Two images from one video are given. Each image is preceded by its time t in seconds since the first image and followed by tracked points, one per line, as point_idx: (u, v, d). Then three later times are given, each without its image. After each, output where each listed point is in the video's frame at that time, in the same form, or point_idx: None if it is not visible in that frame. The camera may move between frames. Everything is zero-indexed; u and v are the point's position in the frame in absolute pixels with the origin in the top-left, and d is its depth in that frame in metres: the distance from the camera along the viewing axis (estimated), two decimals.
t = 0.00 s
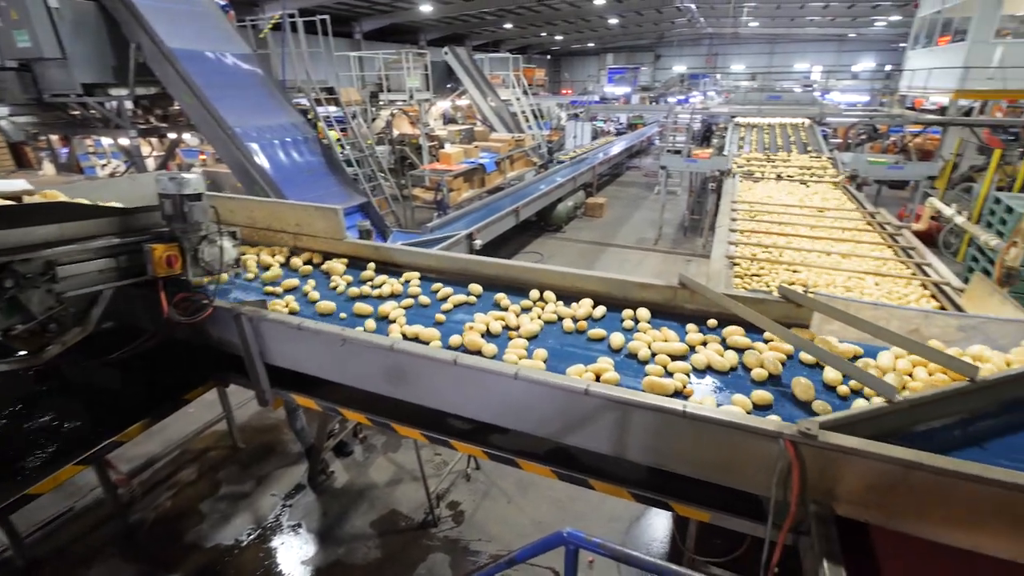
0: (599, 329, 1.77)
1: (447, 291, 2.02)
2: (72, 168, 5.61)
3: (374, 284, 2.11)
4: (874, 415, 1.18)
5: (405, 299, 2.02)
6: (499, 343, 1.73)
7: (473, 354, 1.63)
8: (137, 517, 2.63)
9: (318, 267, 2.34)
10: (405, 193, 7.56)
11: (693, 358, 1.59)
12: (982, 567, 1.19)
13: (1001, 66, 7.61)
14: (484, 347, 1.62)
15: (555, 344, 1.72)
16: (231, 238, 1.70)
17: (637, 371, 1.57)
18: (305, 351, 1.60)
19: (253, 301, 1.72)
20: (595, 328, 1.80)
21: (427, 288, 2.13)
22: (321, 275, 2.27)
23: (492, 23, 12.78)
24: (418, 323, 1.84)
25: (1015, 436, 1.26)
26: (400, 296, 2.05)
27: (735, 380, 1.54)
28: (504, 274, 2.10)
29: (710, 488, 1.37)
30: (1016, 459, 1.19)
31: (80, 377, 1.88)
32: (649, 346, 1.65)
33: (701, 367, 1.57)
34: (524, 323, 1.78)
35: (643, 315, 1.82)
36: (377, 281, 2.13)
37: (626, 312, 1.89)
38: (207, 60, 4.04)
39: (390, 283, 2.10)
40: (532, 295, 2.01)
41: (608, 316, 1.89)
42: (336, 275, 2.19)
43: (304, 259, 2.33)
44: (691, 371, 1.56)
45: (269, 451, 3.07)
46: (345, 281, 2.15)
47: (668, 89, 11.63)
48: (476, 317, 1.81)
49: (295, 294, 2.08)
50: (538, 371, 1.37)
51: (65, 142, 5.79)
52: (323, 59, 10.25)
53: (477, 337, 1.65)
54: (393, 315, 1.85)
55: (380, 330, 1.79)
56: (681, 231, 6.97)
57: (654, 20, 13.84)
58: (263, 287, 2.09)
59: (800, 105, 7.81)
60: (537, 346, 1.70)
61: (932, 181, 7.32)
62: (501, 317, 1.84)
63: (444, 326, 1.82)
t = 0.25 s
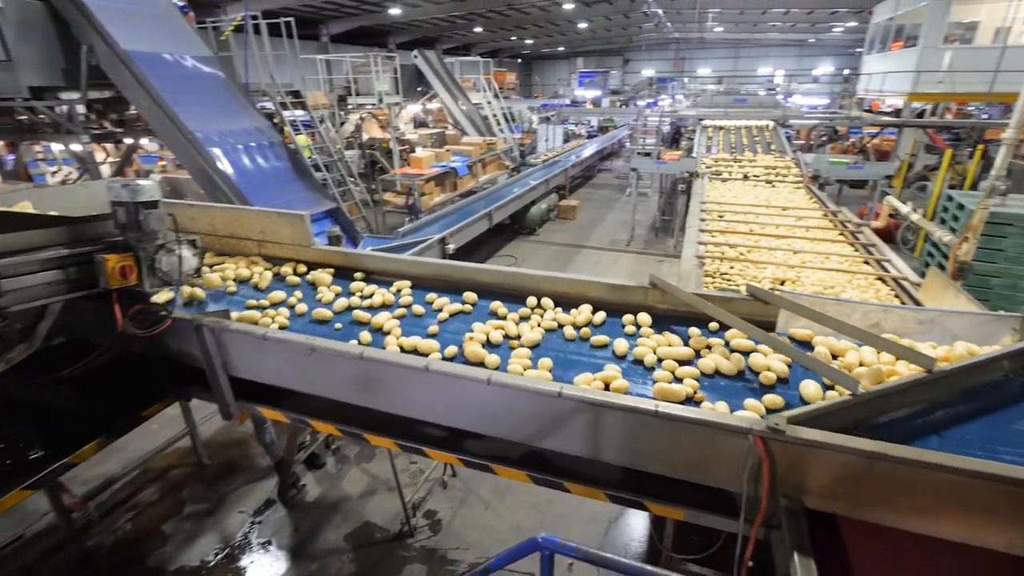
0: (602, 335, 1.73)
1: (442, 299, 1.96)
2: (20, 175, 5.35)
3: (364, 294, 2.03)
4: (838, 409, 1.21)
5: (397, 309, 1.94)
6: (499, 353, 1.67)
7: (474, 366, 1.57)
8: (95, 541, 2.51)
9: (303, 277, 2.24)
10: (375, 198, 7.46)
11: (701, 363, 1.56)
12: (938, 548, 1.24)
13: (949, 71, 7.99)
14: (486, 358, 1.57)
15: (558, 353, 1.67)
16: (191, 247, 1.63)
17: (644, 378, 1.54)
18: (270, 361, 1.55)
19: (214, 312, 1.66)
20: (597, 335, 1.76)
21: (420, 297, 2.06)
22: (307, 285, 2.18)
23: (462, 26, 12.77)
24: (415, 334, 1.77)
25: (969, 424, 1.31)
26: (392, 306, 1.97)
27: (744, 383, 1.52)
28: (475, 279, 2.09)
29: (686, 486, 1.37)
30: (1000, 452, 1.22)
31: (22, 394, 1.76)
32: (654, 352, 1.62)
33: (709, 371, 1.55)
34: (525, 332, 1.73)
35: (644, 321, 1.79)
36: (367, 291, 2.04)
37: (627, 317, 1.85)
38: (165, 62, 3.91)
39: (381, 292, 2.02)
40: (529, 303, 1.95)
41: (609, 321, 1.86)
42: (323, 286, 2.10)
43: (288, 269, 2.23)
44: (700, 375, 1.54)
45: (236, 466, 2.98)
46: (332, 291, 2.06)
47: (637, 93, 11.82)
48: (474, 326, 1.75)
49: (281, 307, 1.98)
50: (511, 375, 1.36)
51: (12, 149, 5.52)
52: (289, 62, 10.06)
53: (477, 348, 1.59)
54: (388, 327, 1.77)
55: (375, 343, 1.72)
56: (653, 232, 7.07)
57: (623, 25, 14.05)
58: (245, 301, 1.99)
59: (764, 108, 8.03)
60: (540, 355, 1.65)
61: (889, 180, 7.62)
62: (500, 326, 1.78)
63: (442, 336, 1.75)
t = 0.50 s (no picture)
0: (606, 343, 1.71)
1: (439, 310, 1.91)
2: None
3: (358, 305, 1.97)
4: (806, 406, 1.23)
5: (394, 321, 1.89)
6: (505, 364, 1.63)
7: (480, 379, 1.54)
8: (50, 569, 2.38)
9: (289, 290, 2.17)
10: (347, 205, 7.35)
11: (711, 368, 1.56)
12: (903, 537, 1.28)
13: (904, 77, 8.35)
14: (492, 370, 1.53)
15: (564, 362, 1.65)
16: (149, 257, 1.57)
17: (655, 386, 1.52)
18: (236, 375, 1.50)
19: (175, 325, 1.60)
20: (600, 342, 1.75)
21: (415, 308, 2.01)
22: (296, 298, 2.10)
23: (433, 31, 12.74)
24: (415, 347, 1.72)
25: (928, 416, 1.36)
26: (388, 318, 1.92)
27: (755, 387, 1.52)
28: (448, 286, 2.07)
29: (661, 487, 1.38)
30: (1009, 449, 1.25)
31: None
32: (661, 358, 1.61)
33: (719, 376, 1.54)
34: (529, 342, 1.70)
35: (648, 326, 1.78)
36: (359, 302, 1.98)
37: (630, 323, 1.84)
38: (122, 66, 3.77)
39: (374, 303, 1.96)
40: (530, 311, 1.92)
41: (611, 328, 1.85)
42: (312, 298, 2.03)
43: (274, 281, 2.15)
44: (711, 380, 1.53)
45: (203, 484, 2.87)
46: (323, 303, 1.99)
47: (609, 97, 11.98)
48: (476, 338, 1.71)
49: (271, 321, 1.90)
50: (484, 381, 1.35)
51: None
52: (255, 66, 9.85)
53: (482, 360, 1.56)
54: (387, 339, 1.72)
55: (376, 356, 1.66)
56: (626, 235, 7.15)
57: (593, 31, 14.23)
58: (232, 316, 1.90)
59: (731, 113, 8.23)
60: (545, 366, 1.63)
61: (850, 181, 7.90)
62: (503, 336, 1.75)
63: (444, 348, 1.71)
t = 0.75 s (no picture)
0: (614, 349, 1.69)
1: (439, 319, 1.86)
2: None
3: (353, 317, 1.90)
4: (776, 404, 1.25)
5: (393, 332, 1.83)
6: (513, 375, 1.60)
7: (490, 390, 1.50)
8: None
9: (278, 302, 2.09)
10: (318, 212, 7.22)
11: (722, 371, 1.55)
12: (872, 529, 1.31)
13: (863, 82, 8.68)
14: (501, 381, 1.49)
15: (573, 371, 1.62)
16: (106, 270, 1.51)
17: (668, 392, 1.51)
18: (201, 390, 1.44)
19: (135, 339, 1.54)
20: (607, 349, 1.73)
21: (413, 318, 1.95)
22: (286, 311, 2.02)
23: (405, 37, 12.68)
24: (419, 359, 1.67)
25: (894, 410, 1.40)
26: (385, 329, 1.86)
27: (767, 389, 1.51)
28: (423, 293, 2.04)
29: (639, 489, 1.38)
30: (1013, 443, 1.27)
31: None
32: (671, 363, 1.59)
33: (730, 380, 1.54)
34: (536, 351, 1.66)
35: (653, 331, 1.76)
36: (354, 314, 1.92)
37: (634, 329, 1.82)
38: (76, 71, 3.63)
39: (370, 315, 1.90)
40: (532, 318, 1.89)
41: (616, 333, 1.83)
42: (304, 311, 1.95)
43: (259, 294, 2.06)
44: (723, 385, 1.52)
45: (170, 504, 2.77)
46: (316, 316, 1.92)
47: (581, 103, 12.11)
48: (482, 348, 1.67)
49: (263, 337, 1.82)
50: (460, 389, 1.33)
51: None
52: (220, 72, 9.63)
53: (490, 371, 1.52)
54: (388, 352, 1.66)
55: (378, 371, 1.61)
56: (601, 238, 7.22)
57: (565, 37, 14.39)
58: (221, 332, 1.81)
59: (700, 117, 8.41)
60: (555, 375, 1.60)
61: (816, 183, 8.15)
62: (508, 345, 1.71)
63: (448, 359, 1.66)
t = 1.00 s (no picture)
0: (620, 355, 1.69)
1: (440, 329, 1.83)
2: None
3: (349, 328, 1.86)
4: (746, 403, 1.26)
5: (393, 343, 1.79)
6: (522, 384, 1.58)
7: (501, 401, 1.48)
8: None
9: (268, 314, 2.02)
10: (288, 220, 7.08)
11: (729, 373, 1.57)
12: (843, 521, 1.34)
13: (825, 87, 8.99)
14: (511, 392, 1.48)
15: (582, 378, 1.61)
16: (56, 283, 1.44)
17: (678, 396, 1.51)
18: (163, 407, 1.38)
19: (90, 356, 1.46)
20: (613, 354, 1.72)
21: (412, 328, 1.91)
22: (276, 324, 1.96)
23: (375, 41, 12.57)
24: (423, 370, 1.63)
25: (861, 404, 1.43)
26: (384, 340, 1.81)
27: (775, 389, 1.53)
28: (394, 301, 2.01)
29: (615, 491, 1.38)
30: (1013, 436, 1.31)
31: None
32: (678, 367, 1.60)
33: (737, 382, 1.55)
34: (542, 359, 1.66)
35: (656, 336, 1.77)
36: (351, 324, 1.87)
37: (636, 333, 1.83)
38: (24, 74, 3.47)
39: (367, 325, 1.85)
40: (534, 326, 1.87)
41: (619, 338, 1.82)
42: (297, 324, 1.89)
43: (247, 307, 2.00)
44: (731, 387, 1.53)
45: (133, 527, 2.65)
46: (310, 328, 1.86)
47: (554, 107, 12.19)
48: (487, 358, 1.65)
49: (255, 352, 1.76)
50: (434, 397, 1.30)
51: None
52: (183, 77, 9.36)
53: (499, 382, 1.50)
54: (390, 364, 1.63)
55: (381, 384, 1.57)
56: (576, 242, 7.27)
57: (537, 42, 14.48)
58: (210, 349, 1.74)
59: (669, 121, 8.56)
60: (564, 383, 1.59)
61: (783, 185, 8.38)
62: (515, 353, 1.69)
63: (452, 370, 1.64)
